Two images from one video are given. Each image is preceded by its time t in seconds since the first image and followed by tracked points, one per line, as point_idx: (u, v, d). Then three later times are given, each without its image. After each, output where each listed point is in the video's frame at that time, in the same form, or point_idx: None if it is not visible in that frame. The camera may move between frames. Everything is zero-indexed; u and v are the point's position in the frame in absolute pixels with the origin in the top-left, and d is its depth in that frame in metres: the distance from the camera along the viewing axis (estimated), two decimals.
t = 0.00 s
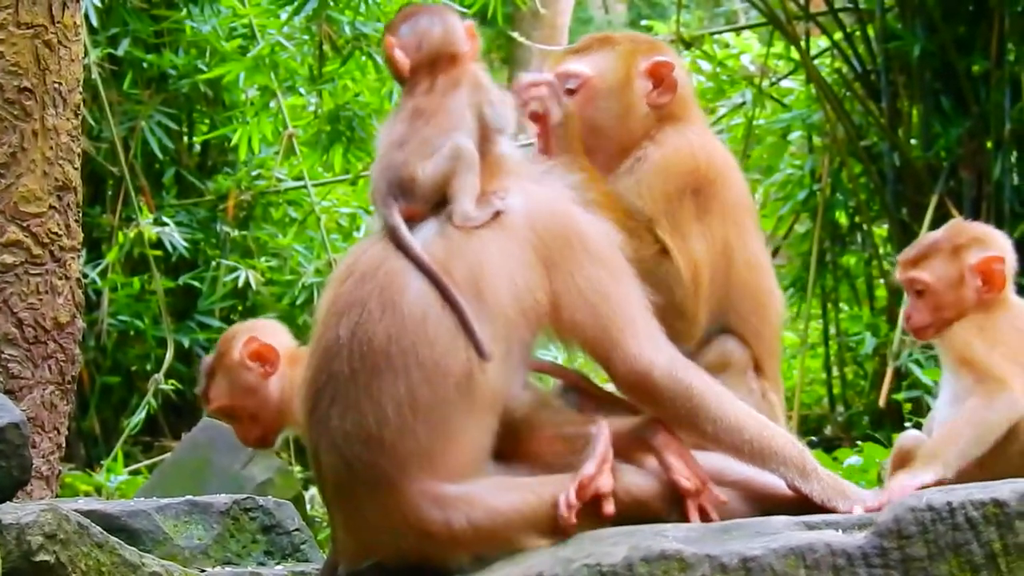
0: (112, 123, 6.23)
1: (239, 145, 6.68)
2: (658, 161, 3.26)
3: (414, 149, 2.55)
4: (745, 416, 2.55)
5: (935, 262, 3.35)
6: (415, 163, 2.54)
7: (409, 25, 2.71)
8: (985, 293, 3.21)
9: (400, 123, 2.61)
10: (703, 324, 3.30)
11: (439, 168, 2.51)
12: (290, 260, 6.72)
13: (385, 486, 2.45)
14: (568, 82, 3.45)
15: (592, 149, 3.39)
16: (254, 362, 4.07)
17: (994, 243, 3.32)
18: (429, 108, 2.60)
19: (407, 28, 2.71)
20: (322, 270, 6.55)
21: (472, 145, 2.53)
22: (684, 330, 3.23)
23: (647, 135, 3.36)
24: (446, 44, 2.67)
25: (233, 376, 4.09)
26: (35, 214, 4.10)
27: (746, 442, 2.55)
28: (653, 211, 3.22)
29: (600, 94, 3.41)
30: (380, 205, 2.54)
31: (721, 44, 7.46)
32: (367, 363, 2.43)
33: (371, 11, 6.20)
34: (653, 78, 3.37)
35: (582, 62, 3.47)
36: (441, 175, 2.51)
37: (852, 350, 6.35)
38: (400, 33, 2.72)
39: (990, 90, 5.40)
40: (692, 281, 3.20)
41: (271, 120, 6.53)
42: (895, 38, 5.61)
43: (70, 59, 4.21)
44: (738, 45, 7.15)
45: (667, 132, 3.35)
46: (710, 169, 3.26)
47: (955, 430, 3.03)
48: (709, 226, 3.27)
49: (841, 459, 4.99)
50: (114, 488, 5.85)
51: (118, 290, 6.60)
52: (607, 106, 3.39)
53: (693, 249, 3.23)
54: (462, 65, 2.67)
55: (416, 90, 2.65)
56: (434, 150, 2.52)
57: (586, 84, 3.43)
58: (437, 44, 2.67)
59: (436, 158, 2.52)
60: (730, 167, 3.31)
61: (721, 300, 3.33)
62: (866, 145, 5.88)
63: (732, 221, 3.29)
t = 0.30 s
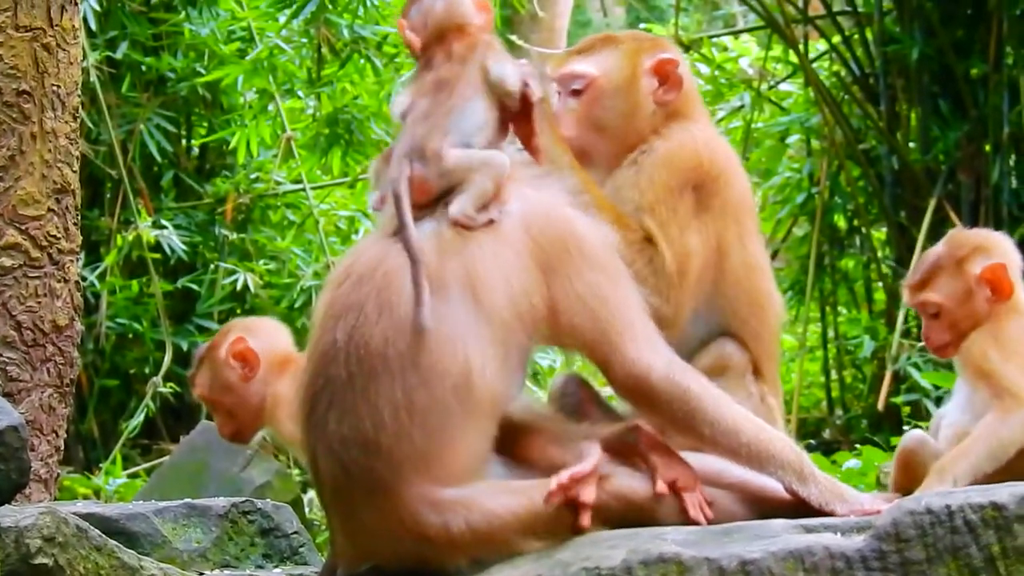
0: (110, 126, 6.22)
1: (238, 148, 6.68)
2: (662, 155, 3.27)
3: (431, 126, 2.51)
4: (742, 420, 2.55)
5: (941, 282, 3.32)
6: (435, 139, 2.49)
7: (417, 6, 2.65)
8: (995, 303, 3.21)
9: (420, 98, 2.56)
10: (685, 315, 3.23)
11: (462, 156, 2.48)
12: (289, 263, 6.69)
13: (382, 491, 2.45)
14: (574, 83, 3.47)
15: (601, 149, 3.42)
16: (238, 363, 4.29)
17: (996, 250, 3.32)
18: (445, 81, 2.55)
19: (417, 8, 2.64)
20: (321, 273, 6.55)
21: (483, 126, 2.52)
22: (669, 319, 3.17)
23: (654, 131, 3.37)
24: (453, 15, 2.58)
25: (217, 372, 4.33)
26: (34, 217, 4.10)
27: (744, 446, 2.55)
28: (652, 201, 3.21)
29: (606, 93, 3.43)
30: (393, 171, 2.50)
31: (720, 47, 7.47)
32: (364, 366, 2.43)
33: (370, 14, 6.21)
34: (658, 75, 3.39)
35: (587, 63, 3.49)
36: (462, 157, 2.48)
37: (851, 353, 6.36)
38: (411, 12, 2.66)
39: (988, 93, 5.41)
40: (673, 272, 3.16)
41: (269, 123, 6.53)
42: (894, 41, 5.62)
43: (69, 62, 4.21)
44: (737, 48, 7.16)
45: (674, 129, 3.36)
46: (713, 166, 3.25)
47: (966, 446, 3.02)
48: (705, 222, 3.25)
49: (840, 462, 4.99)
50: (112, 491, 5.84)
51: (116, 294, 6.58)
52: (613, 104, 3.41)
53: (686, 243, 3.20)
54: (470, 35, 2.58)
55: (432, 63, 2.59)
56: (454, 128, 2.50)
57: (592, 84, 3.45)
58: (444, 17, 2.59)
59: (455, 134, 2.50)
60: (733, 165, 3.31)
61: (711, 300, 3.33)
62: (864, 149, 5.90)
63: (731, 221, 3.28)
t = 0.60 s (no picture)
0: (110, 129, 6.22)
1: (238, 150, 6.68)
2: (665, 165, 3.25)
3: (438, 114, 2.63)
4: (743, 422, 2.55)
5: (938, 289, 3.34)
6: (444, 125, 2.59)
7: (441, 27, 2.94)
8: (990, 307, 3.22)
9: (429, 93, 2.70)
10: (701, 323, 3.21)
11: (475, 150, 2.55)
12: (290, 266, 6.72)
13: (383, 494, 2.45)
14: (573, 95, 3.45)
15: (604, 159, 3.41)
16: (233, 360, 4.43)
17: (986, 256, 3.35)
18: (456, 80, 2.71)
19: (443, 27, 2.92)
20: (321, 275, 6.55)
21: (490, 124, 2.65)
22: (680, 329, 3.13)
23: (656, 140, 3.36)
24: (463, 38, 2.84)
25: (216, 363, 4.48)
26: (35, 220, 4.10)
27: (744, 448, 2.55)
28: (658, 212, 3.18)
29: (607, 103, 3.41)
30: (403, 151, 2.56)
31: (721, 49, 7.47)
32: (364, 368, 2.44)
33: (370, 16, 6.20)
34: (657, 81, 3.39)
35: (584, 71, 3.47)
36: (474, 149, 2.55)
37: (851, 355, 6.38)
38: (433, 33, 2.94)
39: (989, 95, 5.41)
40: (686, 283, 3.13)
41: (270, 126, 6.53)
42: (894, 44, 5.64)
43: (70, 65, 4.21)
44: (738, 51, 7.16)
45: (676, 136, 3.35)
46: (718, 174, 3.24)
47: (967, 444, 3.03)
48: (710, 230, 3.24)
49: (840, 465, 4.99)
50: (113, 494, 5.85)
51: (117, 296, 6.57)
52: (614, 112, 3.40)
53: (693, 252, 3.18)
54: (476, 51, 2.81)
55: (443, 69, 2.77)
56: (459, 117, 2.62)
57: (591, 93, 3.43)
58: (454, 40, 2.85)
59: (464, 125, 2.60)
60: (738, 170, 3.30)
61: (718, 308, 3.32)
62: (865, 151, 5.91)
63: (737, 228, 3.27)
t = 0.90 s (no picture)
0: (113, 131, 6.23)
1: (241, 152, 6.69)
2: (647, 173, 3.30)
3: (422, 126, 2.61)
4: (744, 422, 2.55)
5: (943, 293, 3.32)
6: (433, 135, 2.58)
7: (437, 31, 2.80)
8: (995, 310, 3.24)
9: (416, 104, 2.67)
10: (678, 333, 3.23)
11: (463, 157, 2.53)
12: (291, 267, 6.68)
13: (385, 495, 2.46)
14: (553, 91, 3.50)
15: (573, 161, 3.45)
16: (227, 375, 4.54)
17: (985, 261, 3.37)
18: (437, 87, 2.66)
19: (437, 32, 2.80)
20: (323, 277, 6.55)
21: (478, 128, 2.62)
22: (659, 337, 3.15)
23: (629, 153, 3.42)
24: (449, 46, 2.72)
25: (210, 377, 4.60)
26: (37, 222, 4.10)
27: (745, 449, 2.55)
28: (638, 219, 3.23)
29: (584, 106, 3.46)
30: (392, 167, 2.56)
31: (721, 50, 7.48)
32: (367, 371, 2.44)
33: (372, 18, 6.21)
34: (638, 94, 3.42)
35: (570, 66, 3.53)
36: (462, 155, 2.54)
37: (852, 356, 6.38)
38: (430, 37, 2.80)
39: (991, 96, 5.44)
40: (663, 288, 3.16)
41: (272, 128, 6.54)
42: (896, 45, 5.65)
43: (71, 67, 4.21)
44: (738, 52, 7.17)
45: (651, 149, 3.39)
46: (699, 178, 3.28)
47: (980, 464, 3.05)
48: (694, 238, 3.27)
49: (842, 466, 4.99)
50: (116, 495, 5.85)
51: (119, 297, 6.58)
52: (588, 112, 3.45)
53: (675, 260, 3.22)
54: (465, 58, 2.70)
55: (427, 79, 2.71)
56: (445, 123, 2.60)
57: (570, 89, 3.48)
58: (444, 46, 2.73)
59: (452, 132, 2.59)
60: (723, 175, 3.32)
61: (711, 313, 3.32)
62: (866, 152, 5.92)
63: (723, 232, 3.28)
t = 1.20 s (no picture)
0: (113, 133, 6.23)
1: (240, 154, 6.69)
2: (627, 181, 3.26)
3: (425, 140, 2.60)
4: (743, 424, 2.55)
5: (978, 316, 3.19)
6: (440, 149, 2.57)
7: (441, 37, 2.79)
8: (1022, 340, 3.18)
9: (419, 116, 2.65)
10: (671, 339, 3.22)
11: (470, 170, 2.54)
12: (291, 269, 6.69)
13: (386, 497, 2.45)
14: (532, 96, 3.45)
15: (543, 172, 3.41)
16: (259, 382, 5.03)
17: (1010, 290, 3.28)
18: (441, 99, 2.65)
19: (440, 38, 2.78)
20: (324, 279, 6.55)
21: (483, 139, 2.62)
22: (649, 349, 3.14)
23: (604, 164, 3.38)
24: (453, 52, 2.72)
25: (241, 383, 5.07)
26: (37, 225, 4.10)
27: (744, 450, 2.56)
28: (624, 231, 3.20)
29: (562, 115, 3.42)
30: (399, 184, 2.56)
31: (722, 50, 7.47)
32: (365, 374, 2.45)
33: (371, 20, 6.22)
34: (615, 109, 3.38)
35: (552, 74, 3.48)
36: (469, 170, 2.54)
37: (853, 358, 6.37)
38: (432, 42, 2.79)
39: (991, 97, 5.46)
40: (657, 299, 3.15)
41: (271, 130, 6.54)
42: (895, 45, 5.67)
43: (72, 69, 4.21)
44: (738, 52, 7.16)
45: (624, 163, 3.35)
46: (679, 186, 3.25)
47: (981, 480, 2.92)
48: (680, 245, 3.25)
49: (843, 466, 4.98)
50: (117, 498, 5.85)
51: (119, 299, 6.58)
52: (564, 121, 3.41)
53: (664, 270, 3.20)
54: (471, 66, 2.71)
55: (429, 87, 2.70)
56: (452, 137, 2.59)
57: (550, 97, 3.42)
58: (450, 53, 2.72)
59: (458, 147, 2.58)
60: (701, 179, 3.30)
61: (701, 318, 3.31)
62: (866, 152, 5.92)
63: (708, 238, 3.26)
